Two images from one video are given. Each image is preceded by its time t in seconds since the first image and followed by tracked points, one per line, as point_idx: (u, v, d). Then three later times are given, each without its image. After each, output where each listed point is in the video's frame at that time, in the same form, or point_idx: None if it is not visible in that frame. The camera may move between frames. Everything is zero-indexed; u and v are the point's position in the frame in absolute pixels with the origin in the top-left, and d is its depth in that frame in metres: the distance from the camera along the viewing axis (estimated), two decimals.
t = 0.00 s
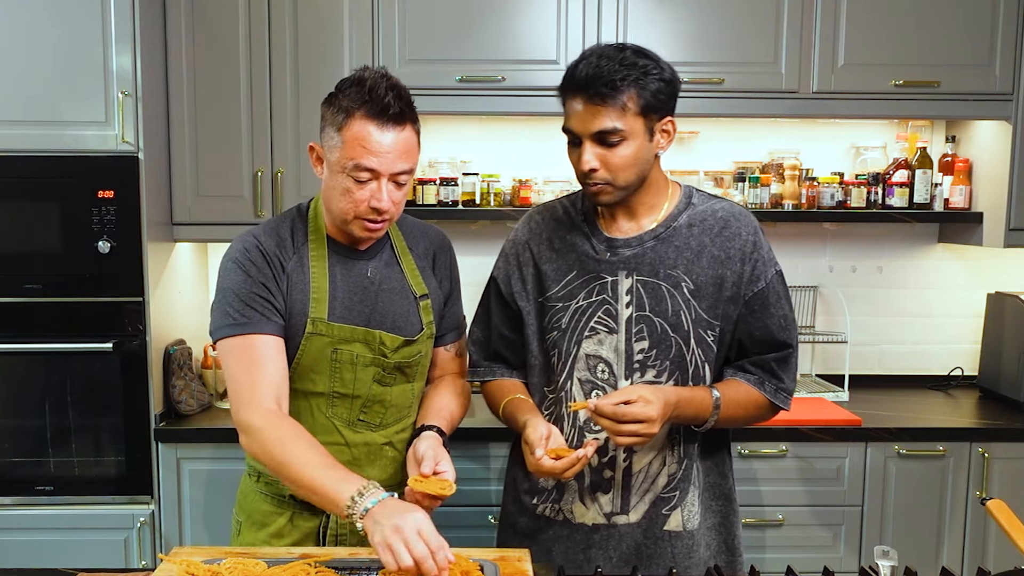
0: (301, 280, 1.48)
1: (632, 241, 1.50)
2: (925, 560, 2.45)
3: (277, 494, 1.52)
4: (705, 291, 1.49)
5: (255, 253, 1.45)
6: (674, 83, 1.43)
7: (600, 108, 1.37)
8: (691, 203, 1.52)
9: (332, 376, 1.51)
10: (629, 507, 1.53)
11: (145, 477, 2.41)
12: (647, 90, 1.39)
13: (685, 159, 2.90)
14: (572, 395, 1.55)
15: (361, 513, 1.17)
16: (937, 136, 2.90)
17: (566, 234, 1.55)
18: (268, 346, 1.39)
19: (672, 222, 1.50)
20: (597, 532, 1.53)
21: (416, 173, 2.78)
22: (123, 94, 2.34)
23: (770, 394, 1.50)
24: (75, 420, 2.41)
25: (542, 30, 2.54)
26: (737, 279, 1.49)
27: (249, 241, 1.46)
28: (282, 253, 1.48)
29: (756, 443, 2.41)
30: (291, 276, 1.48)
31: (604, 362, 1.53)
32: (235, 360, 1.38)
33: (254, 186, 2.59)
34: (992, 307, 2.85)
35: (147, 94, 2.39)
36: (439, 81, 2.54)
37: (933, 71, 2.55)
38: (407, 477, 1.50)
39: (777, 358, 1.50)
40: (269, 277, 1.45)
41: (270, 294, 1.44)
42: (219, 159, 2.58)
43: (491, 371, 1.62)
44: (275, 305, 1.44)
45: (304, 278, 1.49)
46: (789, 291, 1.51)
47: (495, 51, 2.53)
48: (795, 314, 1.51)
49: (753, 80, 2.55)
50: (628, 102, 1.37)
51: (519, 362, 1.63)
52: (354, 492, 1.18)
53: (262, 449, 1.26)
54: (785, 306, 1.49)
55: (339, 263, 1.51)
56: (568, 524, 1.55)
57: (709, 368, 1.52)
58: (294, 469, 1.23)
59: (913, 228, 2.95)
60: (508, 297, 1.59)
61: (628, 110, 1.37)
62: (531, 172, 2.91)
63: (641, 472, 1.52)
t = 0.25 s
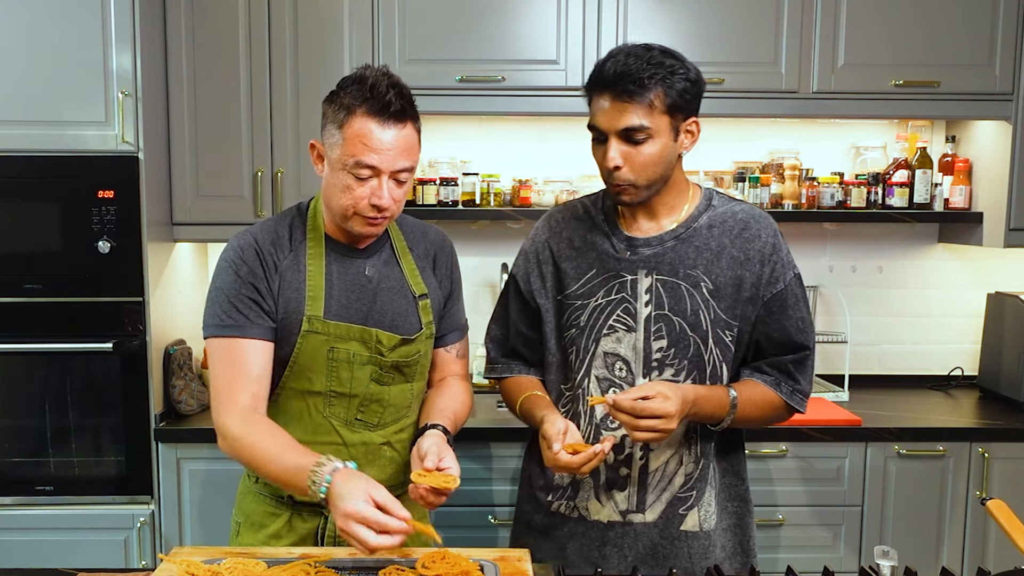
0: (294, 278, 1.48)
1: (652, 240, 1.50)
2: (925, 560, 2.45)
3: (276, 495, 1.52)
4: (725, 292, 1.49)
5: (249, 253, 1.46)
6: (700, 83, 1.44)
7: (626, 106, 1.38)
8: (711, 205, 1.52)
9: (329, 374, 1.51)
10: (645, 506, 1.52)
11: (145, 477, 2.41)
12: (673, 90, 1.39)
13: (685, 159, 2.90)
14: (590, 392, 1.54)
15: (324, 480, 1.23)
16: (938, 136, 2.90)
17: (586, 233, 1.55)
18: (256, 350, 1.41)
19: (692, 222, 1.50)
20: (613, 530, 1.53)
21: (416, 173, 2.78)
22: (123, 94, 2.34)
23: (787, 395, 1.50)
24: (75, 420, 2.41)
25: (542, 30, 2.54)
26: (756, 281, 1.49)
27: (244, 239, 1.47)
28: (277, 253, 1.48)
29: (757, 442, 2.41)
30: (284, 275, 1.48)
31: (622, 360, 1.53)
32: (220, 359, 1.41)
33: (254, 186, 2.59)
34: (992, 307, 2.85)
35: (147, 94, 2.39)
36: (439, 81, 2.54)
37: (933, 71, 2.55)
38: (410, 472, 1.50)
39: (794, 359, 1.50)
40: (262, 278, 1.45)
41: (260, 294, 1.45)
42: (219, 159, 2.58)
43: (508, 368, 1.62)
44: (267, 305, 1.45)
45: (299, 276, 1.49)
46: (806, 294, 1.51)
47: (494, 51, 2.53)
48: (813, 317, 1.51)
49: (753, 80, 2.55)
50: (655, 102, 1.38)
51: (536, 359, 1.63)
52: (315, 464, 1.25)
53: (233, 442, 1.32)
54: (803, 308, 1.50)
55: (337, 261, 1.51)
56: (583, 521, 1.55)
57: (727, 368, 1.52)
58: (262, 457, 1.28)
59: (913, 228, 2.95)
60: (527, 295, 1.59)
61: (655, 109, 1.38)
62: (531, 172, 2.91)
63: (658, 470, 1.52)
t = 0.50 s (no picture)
0: (282, 274, 1.49)
1: (666, 243, 1.51)
2: (925, 560, 2.45)
3: (269, 495, 1.52)
4: (738, 294, 1.49)
5: (237, 251, 1.47)
6: (715, 86, 1.44)
7: (640, 109, 1.38)
8: (726, 206, 1.52)
9: (317, 372, 1.51)
10: (659, 507, 1.52)
11: (145, 477, 2.41)
12: (688, 93, 1.39)
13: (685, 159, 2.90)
14: (603, 394, 1.54)
15: (303, 457, 1.34)
16: (938, 136, 2.90)
17: (600, 235, 1.55)
18: (242, 349, 1.45)
19: (706, 224, 1.50)
20: (626, 531, 1.53)
21: (416, 173, 2.78)
22: (123, 94, 2.34)
23: (800, 397, 1.49)
24: (75, 420, 2.41)
25: (542, 30, 2.54)
26: (770, 283, 1.49)
27: (235, 236, 1.48)
28: (266, 250, 1.49)
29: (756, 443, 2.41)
30: (271, 273, 1.49)
31: (635, 362, 1.53)
32: (206, 356, 1.44)
33: (254, 186, 2.59)
34: (992, 308, 2.85)
35: (147, 94, 2.39)
36: (439, 81, 2.54)
37: (933, 71, 2.55)
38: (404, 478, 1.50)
39: (808, 361, 1.49)
40: (249, 276, 1.47)
41: (245, 292, 1.46)
42: (219, 159, 2.58)
43: (523, 369, 1.63)
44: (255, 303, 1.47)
45: (286, 274, 1.49)
46: (821, 295, 1.51)
47: (494, 51, 2.53)
48: (827, 318, 1.50)
49: (753, 80, 2.55)
50: (669, 104, 1.38)
51: (551, 360, 1.63)
52: (291, 445, 1.36)
53: (212, 432, 1.39)
54: (817, 310, 1.49)
55: (327, 259, 1.52)
56: (597, 522, 1.55)
57: (740, 370, 1.52)
58: (241, 441, 1.37)
59: (913, 228, 2.95)
60: (542, 297, 1.59)
61: (669, 112, 1.38)
62: (531, 172, 2.91)
63: (672, 471, 1.52)
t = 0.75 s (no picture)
0: (274, 273, 1.49)
1: (669, 243, 1.50)
2: (925, 560, 2.45)
3: (262, 493, 1.52)
4: (740, 294, 1.48)
5: (229, 251, 1.47)
6: (716, 86, 1.44)
7: (640, 110, 1.38)
8: (730, 206, 1.51)
9: (306, 370, 1.51)
10: (661, 507, 1.52)
11: (145, 477, 2.41)
12: (688, 93, 1.39)
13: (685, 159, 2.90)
14: (607, 394, 1.55)
15: (298, 461, 1.35)
16: (938, 136, 2.90)
17: (604, 236, 1.55)
18: (235, 348, 1.46)
19: (709, 224, 1.50)
20: (629, 530, 1.53)
21: (416, 173, 2.78)
22: (123, 94, 2.34)
23: (803, 397, 1.48)
24: (75, 420, 2.41)
25: (542, 30, 2.54)
26: (773, 283, 1.48)
27: (229, 237, 1.49)
28: (259, 249, 1.50)
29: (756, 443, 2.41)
30: (264, 271, 1.49)
31: (638, 362, 1.53)
32: (199, 355, 1.45)
33: (254, 186, 2.59)
34: (992, 308, 2.85)
35: (147, 94, 2.39)
36: (439, 81, 2.54)
37: (933, 71, 2.55)
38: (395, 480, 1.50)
39: (811, 361, 1.48)
40: (241, 275, 1.47)
41: (238, 291, 1.47)
42: (218, 158, 2.58)
43: (529, 369, 1.63)
44: (248, 302, 1.48)
45: (278, 273, 1.50)
46: (826, 295, 1.49)
47: (494, 51, 2.53)
48: (832, 318, 1.49)
49: (753, 80, 2.55)
50: (668, 105, 1.38)
51: (556, 360, 1.64)
52: (287, 448, 1.37)
53: (208, 432, 1.41)
54: (821, 311, 1.48)
55: (319, 258, 1.52)
56: (599, 521, 1.55)
57: (743, 371, 1.51)
58: (237, 442, 1.39)
59: (913, 228, 2.95)
60: (546, 297, 1.60)
61: (668, 112, 1.38)
62: (531, 172, 2.91)
63: (674, 471, 1.52)
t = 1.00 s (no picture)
0: (270, 273, 1.49)
1: (656, 242, 1.50)
2: (925, 560, 2.45)
3: (259, 493, 1.52)
4: (727, 292, 1.48)
5: (225, 251, 1.48)
6: (702, 86, 1.44)
7: (624, 106, 1.39)
8: (717, 205, 1.51)
9: (303, 370, 1.51)
10: (649, 505, 1.52)
11: (145, 477, 2.41)
12: (673, 90, 1.40)
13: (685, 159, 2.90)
14: (594, 393, 1.55)
15: (295, 462, 1.34)
16: (938, 136, 2.90)
17: (592, 236, 1.56)
18: (231, 349, 1.46)
19: (696, 222, 1.49)
20: (618, 529, 1.54)
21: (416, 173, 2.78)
22: (123, 94, 2.34)
23: (791, 396, 1.48)
24: (75, 420, 2.41)
25: (542, 30, 2.54)
26: (760, 281, 1.48)
27: (225, 237, 1.49)
28: (255, 249, 1.49)
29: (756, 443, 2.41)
30: (260, 272, 1.49)
31: (625, 361, 1.53)
32: (196, 355, 1.45)
33: (254, 186, 2.58)
34: (992, 308, 2.85)
35: (147, 94, 2.39)
36: (439, 81, 2.54)
37: (933, 71, 2.55)
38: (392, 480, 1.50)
39: (798, 359, 1.48)
40: (237, 276, 1.47)
41: (234, 292, 1.47)
42: (218, 158, 2.58)
43: (518, 368, 1.64)
44: (244, 302, 1.48)
45: (274, 273, 1.50)
46: (814, 293, 1.49)
47: (494, 51, 2.53)
48: (819, 317, 1.49)
49: (753, 80, 2.55)
50: (653, 101, 1.39)
51: (546, 359, 1.64)
52: (283, 448, 1.37)
53: (205, 433, 1.40)
54: (809, 308, 1.47)
55: (316, 258, 1.52)
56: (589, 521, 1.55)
57: (731, 370, 1.51)
58: (234, 442, 1.38)
59: (913, 227, 2.95)
60: (535, 296, 1.60)
61: (653, 108, 1.39)
62: (531, 172, 2.91)
63: (662, 470, 1.52)
